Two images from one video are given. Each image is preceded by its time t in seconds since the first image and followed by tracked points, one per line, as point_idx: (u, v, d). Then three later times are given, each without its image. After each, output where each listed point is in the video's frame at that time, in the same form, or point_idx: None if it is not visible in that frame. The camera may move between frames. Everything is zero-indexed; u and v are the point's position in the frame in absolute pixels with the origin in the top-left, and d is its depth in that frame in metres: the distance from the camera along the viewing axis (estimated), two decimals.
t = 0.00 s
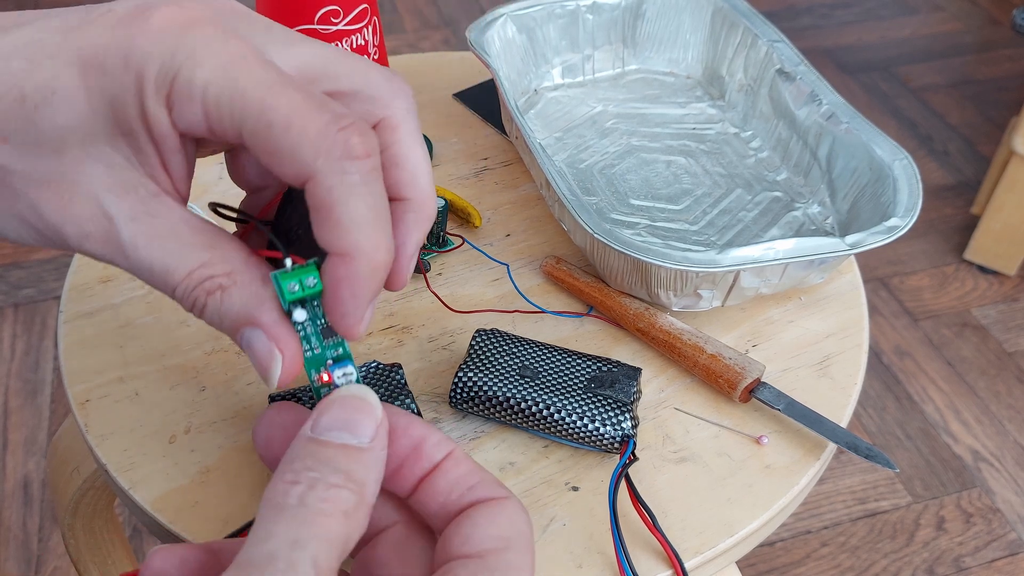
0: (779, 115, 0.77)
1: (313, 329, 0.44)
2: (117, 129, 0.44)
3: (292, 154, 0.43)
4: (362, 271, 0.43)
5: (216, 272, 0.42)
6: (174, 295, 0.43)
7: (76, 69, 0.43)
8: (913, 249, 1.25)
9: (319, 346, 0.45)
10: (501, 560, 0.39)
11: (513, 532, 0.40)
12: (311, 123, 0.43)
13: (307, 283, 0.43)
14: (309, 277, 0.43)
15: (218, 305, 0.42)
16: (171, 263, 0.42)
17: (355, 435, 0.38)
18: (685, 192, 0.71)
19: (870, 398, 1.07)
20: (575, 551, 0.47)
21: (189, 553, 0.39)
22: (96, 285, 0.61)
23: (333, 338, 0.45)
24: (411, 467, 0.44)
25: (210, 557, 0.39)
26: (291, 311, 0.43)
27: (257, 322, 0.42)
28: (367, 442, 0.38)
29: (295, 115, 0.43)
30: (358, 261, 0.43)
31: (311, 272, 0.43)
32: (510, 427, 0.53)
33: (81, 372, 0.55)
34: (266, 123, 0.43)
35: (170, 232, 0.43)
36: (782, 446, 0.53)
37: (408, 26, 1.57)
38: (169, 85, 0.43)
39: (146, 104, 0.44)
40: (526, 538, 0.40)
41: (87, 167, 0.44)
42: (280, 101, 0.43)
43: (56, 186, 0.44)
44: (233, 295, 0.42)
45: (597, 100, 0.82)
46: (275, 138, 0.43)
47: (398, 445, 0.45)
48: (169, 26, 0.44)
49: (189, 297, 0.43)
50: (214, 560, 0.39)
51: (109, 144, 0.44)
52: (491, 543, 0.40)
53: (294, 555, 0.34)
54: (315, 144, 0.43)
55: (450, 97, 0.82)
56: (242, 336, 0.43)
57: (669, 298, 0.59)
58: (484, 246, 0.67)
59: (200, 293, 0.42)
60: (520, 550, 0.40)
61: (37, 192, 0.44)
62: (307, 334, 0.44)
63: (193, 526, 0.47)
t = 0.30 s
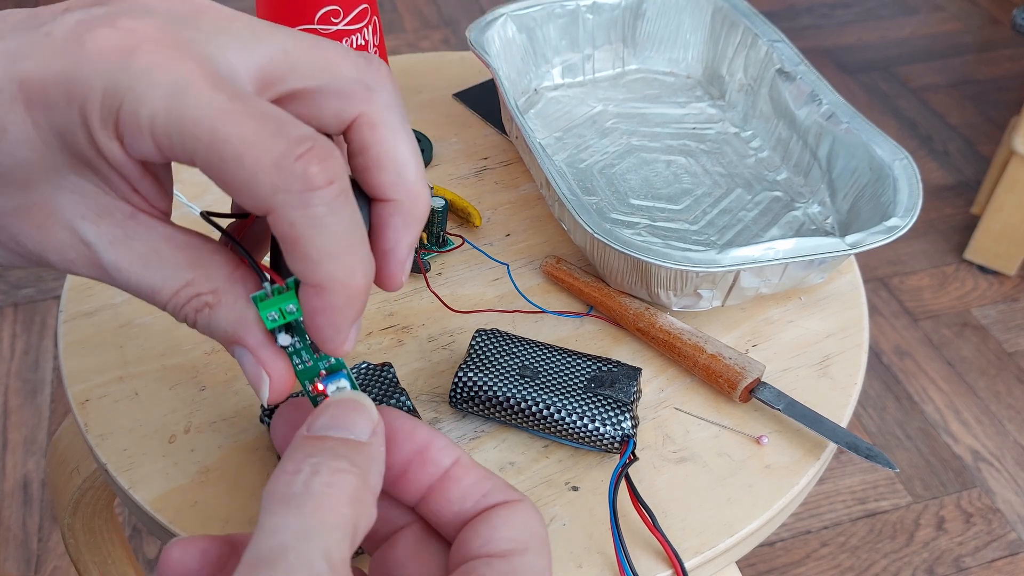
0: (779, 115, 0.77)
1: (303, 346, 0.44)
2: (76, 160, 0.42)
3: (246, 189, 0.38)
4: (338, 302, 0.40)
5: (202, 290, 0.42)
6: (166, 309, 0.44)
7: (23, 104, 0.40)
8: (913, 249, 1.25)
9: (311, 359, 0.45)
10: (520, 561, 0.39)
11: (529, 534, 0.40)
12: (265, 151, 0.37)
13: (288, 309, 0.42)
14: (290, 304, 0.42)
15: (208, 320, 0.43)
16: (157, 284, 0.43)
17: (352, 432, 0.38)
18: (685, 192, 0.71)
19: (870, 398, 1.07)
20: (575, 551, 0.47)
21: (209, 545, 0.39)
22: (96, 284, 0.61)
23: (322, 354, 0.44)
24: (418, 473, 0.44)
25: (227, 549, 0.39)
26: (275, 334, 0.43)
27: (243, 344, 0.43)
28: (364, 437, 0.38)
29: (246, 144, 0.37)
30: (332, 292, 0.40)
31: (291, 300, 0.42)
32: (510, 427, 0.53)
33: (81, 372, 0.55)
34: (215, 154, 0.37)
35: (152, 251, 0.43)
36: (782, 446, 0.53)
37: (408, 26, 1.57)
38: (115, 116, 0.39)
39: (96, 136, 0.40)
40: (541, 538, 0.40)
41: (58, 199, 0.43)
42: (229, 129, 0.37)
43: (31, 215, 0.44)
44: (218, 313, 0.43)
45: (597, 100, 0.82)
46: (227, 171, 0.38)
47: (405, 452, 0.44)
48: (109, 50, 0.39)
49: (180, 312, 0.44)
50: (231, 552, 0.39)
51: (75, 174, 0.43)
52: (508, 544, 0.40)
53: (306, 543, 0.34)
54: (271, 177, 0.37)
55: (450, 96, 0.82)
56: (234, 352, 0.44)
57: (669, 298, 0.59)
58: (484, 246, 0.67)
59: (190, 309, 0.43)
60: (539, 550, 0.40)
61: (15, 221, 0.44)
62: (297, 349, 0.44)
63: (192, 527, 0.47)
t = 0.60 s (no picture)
0: (779, 115, 0.77)
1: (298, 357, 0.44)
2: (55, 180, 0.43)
3: (216, 214, 0.37)
4: (314, 322, 0.39)
5: (195, 306, 0.43)
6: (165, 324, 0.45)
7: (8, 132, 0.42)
8: (913, 249, 1.25)
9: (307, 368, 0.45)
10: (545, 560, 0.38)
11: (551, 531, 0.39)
12: (231, 174, 0.36)
13: (275, 334, 0.42)
14: (276, 329, 0.42)
15: (204, 334, 0.44)
16: (153, 299, 0.44)
17: (346, 442, 0.38)
18: (685, 192, 0.71)
19: (870, 398, 1.07)
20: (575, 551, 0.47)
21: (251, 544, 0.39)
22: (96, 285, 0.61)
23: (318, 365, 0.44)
24: (435, 481, 0.42)
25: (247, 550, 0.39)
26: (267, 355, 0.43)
27: (234, 360, 0.44)
28: (357, 445, 0.38)
29: (212, 167, 0.36)
30: (309, 313, 0.38)
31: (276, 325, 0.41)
32: (511, 427, 0.53)
33: (81, 373, 0.55)
34: (182, 177, 0.37)
35: (147, 267, 0.44)
36: (782, 446, 0.53)
37: (407, 27, 1.57)
38: (86, 138, 0.39)
39: (70, 158, 0.40)
40: (569, 534, 0.39)
41: (45, 220, 0.44)
42: (194, 154, 0.36)
43: (23, 236, 0.45)
44: (213, 328, 0.43)
45: (597, 100, 0.82)
46: (196, 195, 0.37)
47: (418, 460, 0.42)
48: (75, 71, 0.38)
49: (179, 326, 0.45)
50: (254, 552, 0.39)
51: (61, 194, 0.44)
52: (535, 539, 0.39)
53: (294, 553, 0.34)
54: (237, 203, 0.36)
55: (450, 97, 0.82)
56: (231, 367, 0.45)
57: (669, 298, 0.59)
58: (484, 246, 0.67)
59: (186, 324, 0.44)
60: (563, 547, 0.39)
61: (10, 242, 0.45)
62: (291, 363, 0.44)
63: (192, 527, 0.47)
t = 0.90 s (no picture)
0: (779, 115, 0.77)
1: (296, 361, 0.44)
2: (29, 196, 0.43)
3: (175, 225, 0.36)
4: (292, 327, 0.39)
5: (191, 314, 0.44)
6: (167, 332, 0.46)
7: None
8: (913, 249, 1.25)
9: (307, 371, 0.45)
10: None
11: (547, 553, 0.40)
12: (186, 186, 0.35)
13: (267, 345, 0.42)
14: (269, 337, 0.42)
15: (204, 339, 0.44)
16: (151, 310, 0.44)
17: (354, 441, 0.38)
18: (685, 192, 0.71)
19: (870, 398, 1.07)
20: (575, 551, 0.47)
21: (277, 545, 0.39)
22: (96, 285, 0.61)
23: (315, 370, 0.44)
24: (428, 497, 0.40)
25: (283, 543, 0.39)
26: (265, 362, 0.43)
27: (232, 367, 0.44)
28: (366, 446, 0.38)
29: (167, 179, 0.35)
30: (288, 321, 0.38)
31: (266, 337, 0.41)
32: (510, 428, 0.53)
33: (81, 373, 0.55)
34: (142, 191, 0.36)
35: (139, 279, 0.45)
36: (782, 446, 0.53)
37: (408, 26, 1.57)
38: (49, 155, 0.39)
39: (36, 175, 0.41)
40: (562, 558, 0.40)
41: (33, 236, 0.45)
42: (150, 167, 0.35)
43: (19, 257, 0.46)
44: (212, 334, 0.44)
45: (597, 100, 0.82)
46: (153, 207, 0.36)
47: (409, 477, 0.41)
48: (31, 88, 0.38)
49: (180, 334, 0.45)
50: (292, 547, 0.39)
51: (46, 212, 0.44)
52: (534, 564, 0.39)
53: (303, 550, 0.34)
54: (197, 215, 0.36)
55: (450, 97, 0.82)
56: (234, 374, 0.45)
57: (669, 298, 0.59)
58: (484, 246, 0.67)
59: (186, 331, 0.45)
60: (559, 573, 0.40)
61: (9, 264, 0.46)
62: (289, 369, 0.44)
63: (192, 528, 0.47)
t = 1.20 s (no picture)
0: (779, 115, 0.77)
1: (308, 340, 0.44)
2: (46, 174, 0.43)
3: (195, 197, 0.37)
4: (308, 304, 0.39)
5: (203, 289, 0.43)
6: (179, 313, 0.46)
7: None
8: (913, 249, 1.25)
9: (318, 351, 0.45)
10: (519, 520, 0.35)
11: (531, 486, 0.36)
12: (205, 155, 0.36)
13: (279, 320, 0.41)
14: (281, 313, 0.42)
15: (215, 318, 0.44)
16: (162, 290, 0.44)
17: (322, 429, 0.39)
18: (685, 192, 0.71)
19: (870, 398, 1.07)
20: (575, 551, 0.47)
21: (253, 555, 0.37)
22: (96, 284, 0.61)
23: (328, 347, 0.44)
24: (406, 457, 0.39)
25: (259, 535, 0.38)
26: (276, 340, 0.43)
27: (243, 342, 0.44)
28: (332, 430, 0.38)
29: (185, 147, 0.36)
30: (303, 296, 0.38)
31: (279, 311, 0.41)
32: (510, 428, 0.53)
33: (82, 372, 0.55)
34: (161, 161, 0.37)
35: (152, 256, 0.44)
36: (782, 446, 0.53)
37: (408, 26, 1.57)
38: (68, 127, 0.39)
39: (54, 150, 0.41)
40: (552, 488, 0.36)
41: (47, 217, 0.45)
42: (167, 137, 0.36)
43: (31, 241, 0.45)
44: (223, 309, 0.43)
45: (598, 100, 0.82)
46: (173, 179, 0.37)
47: (384, 439, 0.39)
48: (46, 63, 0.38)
49: (192, 314, 0.45)
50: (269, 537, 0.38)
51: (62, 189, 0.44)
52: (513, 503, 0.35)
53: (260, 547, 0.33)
54: (214, 183, 0.36)
55: (450, 97, 0.82)
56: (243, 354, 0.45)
57: (669, 298, 0.59)
58: (484, 246, 0.67)
59: (198, 310, 0.44)
60: (542, 506, 0.35)
61: (20, 249, 0.46)
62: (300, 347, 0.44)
63: (192, 526, 0.47)
